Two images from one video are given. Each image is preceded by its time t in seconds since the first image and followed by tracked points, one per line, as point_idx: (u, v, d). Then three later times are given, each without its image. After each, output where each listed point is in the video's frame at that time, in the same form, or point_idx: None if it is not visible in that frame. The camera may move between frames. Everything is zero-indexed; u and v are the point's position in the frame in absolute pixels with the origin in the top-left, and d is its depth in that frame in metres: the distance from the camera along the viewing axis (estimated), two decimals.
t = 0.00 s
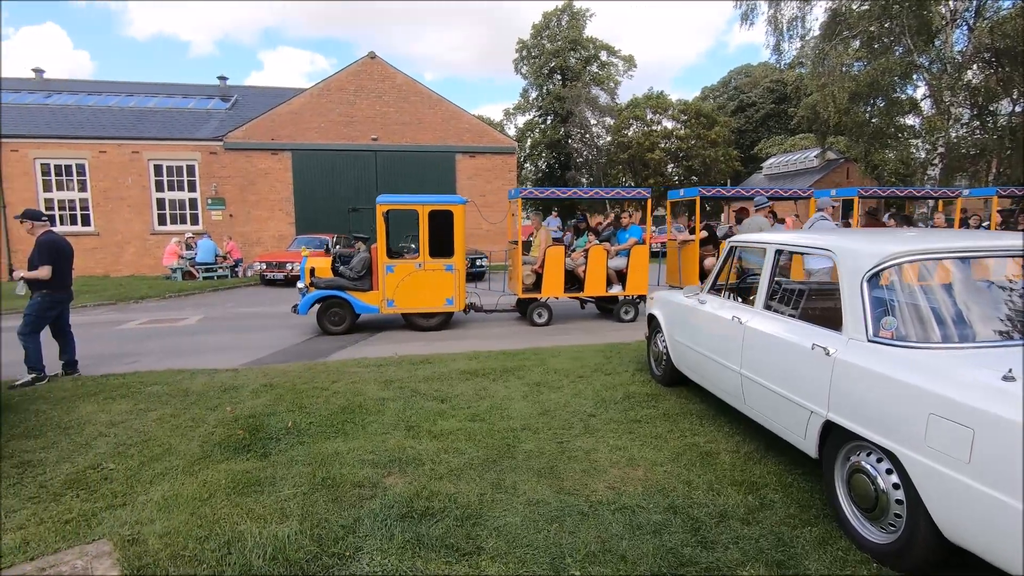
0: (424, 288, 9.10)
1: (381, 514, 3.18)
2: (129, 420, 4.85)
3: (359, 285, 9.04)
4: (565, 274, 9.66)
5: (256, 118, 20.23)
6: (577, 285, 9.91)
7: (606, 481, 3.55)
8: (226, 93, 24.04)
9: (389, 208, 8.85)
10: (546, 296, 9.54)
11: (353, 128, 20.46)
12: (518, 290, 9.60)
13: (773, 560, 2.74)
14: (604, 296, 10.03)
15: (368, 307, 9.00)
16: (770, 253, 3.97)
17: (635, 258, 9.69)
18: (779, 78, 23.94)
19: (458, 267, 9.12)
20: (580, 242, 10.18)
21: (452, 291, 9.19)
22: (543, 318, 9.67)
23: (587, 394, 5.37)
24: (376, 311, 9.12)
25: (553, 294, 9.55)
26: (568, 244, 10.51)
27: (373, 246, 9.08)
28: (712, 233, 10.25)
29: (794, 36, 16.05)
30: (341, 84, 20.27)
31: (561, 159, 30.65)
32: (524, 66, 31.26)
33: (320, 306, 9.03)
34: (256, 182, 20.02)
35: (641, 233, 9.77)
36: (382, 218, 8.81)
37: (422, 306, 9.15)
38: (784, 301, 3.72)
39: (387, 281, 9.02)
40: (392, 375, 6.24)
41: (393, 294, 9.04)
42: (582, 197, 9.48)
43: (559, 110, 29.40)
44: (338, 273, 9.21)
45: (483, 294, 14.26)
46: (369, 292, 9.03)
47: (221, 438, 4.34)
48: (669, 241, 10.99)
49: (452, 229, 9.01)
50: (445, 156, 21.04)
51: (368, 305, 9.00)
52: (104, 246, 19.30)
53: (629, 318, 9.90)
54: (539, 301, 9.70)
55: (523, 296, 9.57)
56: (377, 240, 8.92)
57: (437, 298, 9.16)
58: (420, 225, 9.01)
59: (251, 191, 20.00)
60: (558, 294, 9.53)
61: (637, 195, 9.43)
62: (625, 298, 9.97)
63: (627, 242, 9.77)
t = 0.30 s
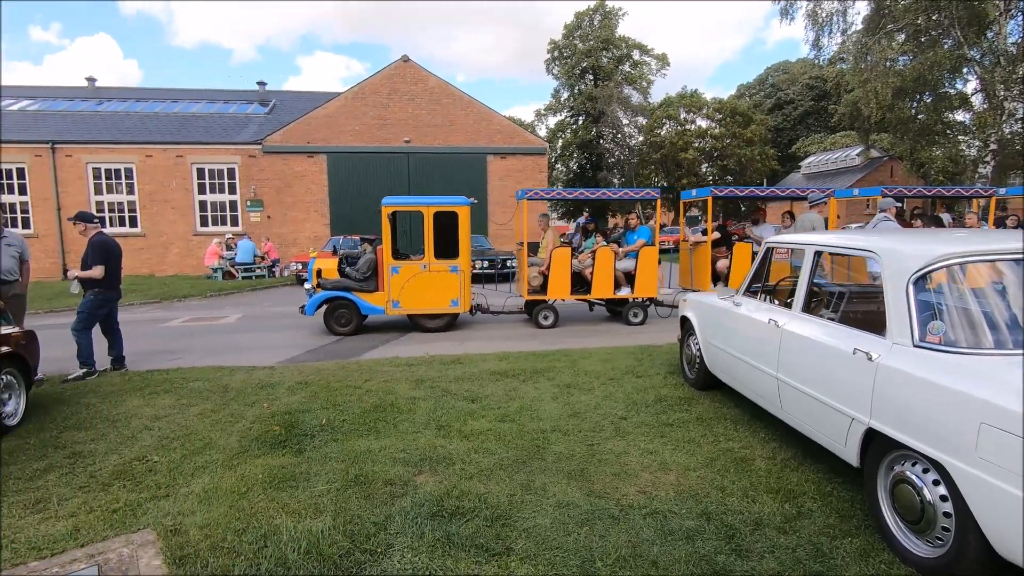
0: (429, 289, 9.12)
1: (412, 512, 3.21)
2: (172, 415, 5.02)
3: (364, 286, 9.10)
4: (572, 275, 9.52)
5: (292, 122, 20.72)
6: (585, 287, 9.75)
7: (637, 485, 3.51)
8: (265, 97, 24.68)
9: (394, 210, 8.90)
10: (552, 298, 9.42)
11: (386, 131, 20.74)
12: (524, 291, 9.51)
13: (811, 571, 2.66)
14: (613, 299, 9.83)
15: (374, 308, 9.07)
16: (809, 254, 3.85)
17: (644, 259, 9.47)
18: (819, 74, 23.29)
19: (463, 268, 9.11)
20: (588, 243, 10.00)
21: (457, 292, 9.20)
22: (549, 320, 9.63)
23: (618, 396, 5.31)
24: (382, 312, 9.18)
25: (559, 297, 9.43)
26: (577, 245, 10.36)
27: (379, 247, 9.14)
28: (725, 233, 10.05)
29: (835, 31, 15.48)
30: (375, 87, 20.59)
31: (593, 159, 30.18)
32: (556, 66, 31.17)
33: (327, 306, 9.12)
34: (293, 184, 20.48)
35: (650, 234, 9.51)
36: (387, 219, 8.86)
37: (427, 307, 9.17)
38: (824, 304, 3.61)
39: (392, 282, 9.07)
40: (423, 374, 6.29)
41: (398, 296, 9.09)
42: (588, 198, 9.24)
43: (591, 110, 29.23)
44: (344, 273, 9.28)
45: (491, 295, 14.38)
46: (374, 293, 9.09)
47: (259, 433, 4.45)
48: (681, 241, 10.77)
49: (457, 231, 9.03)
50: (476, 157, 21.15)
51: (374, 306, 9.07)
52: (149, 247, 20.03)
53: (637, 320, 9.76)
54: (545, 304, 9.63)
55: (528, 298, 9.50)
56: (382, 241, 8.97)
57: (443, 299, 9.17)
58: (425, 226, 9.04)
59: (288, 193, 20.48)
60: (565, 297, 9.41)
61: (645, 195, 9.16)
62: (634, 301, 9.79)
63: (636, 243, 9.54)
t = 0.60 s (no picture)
0: (433, 289, 9.16)
1: (442, 510, 3.23)
2: (211, 409, 5.18)
3: (370, 286, 9.21)
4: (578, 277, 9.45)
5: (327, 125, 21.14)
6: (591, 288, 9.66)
7: (668, 489, 3.46)
8: (301, 101, 25.23)
9: (399, 210, 8.98)
10: (557, 299, 9.36)
11: (418, 132, 20.96)
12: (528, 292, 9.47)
13: None
14: (621, 300, 9.71)
15: (380, 308, 9.17)
16: (850, 255, 3.73)
17: (651, 260, 9.35)
18: (861, 69, 22.55)
19: (467, 269, 9.10)
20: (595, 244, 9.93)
21: (461, 292, 9.20)
22: (555, 321, 9.48)
23: (649, 399, 5.25)
24: (387, 312, 9.26)
25: (564, 297, 9.36)
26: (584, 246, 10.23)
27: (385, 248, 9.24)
28: (736, 234, 9.83)
29: (879, 24, 14.99)
30: (407, 89, 20.85)
31: (624, 158, 29.96)
32: (588, 66, 30.99)
33: (334, 306, 9.28)
34: (328, 185, 20.89)
35: (657, 235, 9.43)
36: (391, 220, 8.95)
37: (432, 307, 9.21)
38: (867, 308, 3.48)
39: (397, 282, 9.14)
40: (453, 374, 6.34)
41: (403, 296, 9.15)
42: (595, 197, 9.30)
43: (623, 109, 28.95)
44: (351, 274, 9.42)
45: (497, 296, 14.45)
46: (380, 293, 9.19)
47: (294, 429, 4.55)
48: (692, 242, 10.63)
49: (462, 232, 9.03)
50: (507, 157, 21.19)
51: (379, 306, 9.17)
52: (191, 247, 20.72)
53: (645, 323, 9.51)
54: (550, 305, 9.53)
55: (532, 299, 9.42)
56: (388, 242, 9.06)
57: (447, 299, 9.18)
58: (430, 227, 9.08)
59: (323, 194, 20.89)
60: (570, 298, 9.33)
61: (652, 194, 9.17)
62: (641, 303, 9.60)
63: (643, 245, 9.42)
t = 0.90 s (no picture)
0: (437, 288, 9.18)
1: (472, 508, 3.25)
2: (248, 404, 5.31)
3: (375, 285, 9.31)
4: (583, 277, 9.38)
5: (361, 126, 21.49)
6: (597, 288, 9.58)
7: (701, 493, 3.40)
8: (335, 102, 25.69)
9: (403, 210, 9.00)
10: (561, 299, 9.31)
11: (449, 132, 21.11)
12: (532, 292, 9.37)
13: None
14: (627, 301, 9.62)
15: (385, 307, 9.26)
16: (894, 255, 3.61)
17: (658, 260, 9.25)
18: (906, 62, 21.74)
19: (471, 268, 9.10)
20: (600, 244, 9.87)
21: (465, 292, 9.21)
22: (560, 322, 9.44)
23: (681, 401, 5.17)
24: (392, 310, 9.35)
25: (569, 297, 9.31)
26: (591, 246, 10.13)
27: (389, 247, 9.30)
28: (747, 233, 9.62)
29: (925, 15, 14.43)
30: (439, 89, 21.02)
31: (656, 157, 29.57)
32: (619, 63, 30.70)
33: (340, 305, 9.42)
34: (360, 185, 21.21)
35: (664, 235, 9.32)
36: (395, 220, 8.98)
37: (436, 307, 9.24)
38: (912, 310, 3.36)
39: (402, 281, 9.20)
40: (483, 372, 6.36)
41: (407, 295, 9.21)
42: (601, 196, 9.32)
43: (655, 107, 28.56)
44: (357, 273, 9.54)
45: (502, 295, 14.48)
46: (385, 292, 9.28)
47: (327, 424, 4.64)
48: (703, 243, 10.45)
49: (465, 231, 9.03)
50: (537, 156, 21.14)
51: (384, 305, 9.26)
52: (230, 246, 21.30)
53: (651, 324, 9.45)
54: (555, 305, 9.48)
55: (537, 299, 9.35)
56: (392, 241, 9.11)
57: (451, 298, 9.20)
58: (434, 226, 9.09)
59: (356, 194, 21.23)
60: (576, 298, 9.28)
61: (659, 192, 9.12)
62: (647, 303, 9.51)
63: (649, 244, 9.34)
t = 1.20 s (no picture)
0: (442, 286, 9.22)
1: (503, 505, 3.25)
2: (284, 397, 5.43)
3: (381, 283, 9.42)
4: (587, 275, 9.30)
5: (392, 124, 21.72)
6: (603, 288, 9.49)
7: (736, 496, 3.33)
8: (368, 101, 26.03)
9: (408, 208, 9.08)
10: (566, 297, 9.23)
11: (479, 130, 21.17)
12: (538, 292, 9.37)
13: None
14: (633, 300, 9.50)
15: (390, 304, 9.38)
16: (944, 254, 3.48)
17: (664, 259, 9.11)
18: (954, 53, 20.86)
19: (475, 267, 9.14)
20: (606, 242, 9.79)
21: (469, 290, 9.22)
22: (564, 320, 9.40)
23: (715, 401, 5.08)
24: (397, 308, 9.45)
25: (574, 295, 9.23)
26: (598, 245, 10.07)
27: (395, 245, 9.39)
28: (756, 231, 9.40)
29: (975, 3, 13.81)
30: (469, 88, 21.08)
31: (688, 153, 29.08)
32: (651, 58, 30.28)
33: (348, 301, 9.58)
34: (392, 183, 21.46)
35: (671, 233, 9.18)
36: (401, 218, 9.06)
37: (440, 305, 9.27)
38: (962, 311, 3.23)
39: (407, 279, 9.28)
40: (513, 370, 6.36)
41: (412, 292, 9.29)
42: (605, 194, 9.25)
43: (688, 103, 28.09)
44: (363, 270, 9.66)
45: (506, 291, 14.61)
46: (390, 289, 9.39)
47: (360, 419, 4.71)
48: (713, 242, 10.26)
49: (470, 229, 9.08)
50: (567, 154, 21.02)
51: (390, 302, 9.38)
52: (266, 243, 21.83)
53: (657, 323, 9.28)
54: (560, 303, 9.44)
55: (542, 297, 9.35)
56: (397, 240, 9.20)
57: (455, 296, 9.24)
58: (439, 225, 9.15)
59: (387, 192, 21.48)
60: (580, 297, 9.22)
61: (665, 189, 8.99)
62: (653, 303, 9.37)
63: (656, 242, 9.20)
